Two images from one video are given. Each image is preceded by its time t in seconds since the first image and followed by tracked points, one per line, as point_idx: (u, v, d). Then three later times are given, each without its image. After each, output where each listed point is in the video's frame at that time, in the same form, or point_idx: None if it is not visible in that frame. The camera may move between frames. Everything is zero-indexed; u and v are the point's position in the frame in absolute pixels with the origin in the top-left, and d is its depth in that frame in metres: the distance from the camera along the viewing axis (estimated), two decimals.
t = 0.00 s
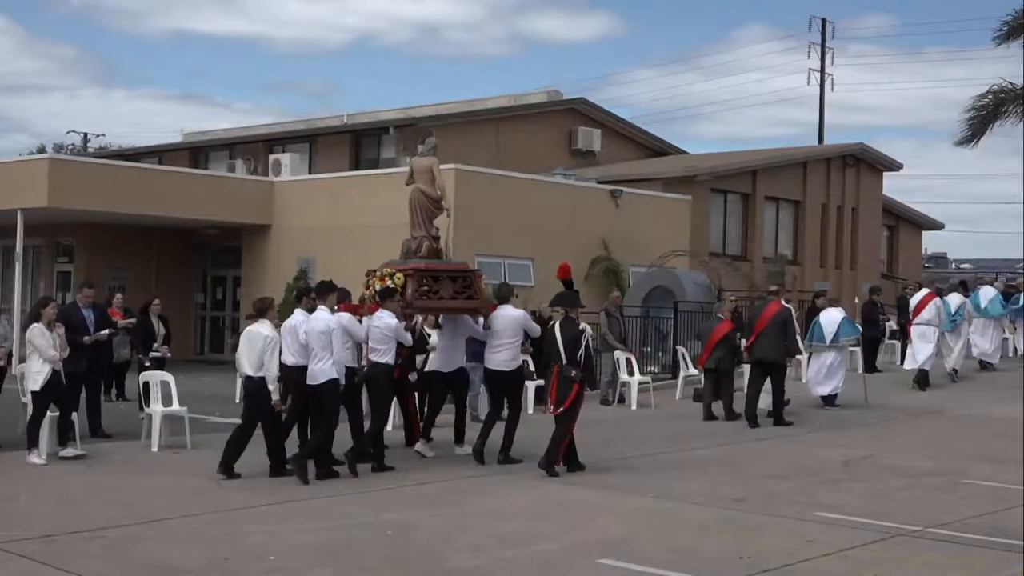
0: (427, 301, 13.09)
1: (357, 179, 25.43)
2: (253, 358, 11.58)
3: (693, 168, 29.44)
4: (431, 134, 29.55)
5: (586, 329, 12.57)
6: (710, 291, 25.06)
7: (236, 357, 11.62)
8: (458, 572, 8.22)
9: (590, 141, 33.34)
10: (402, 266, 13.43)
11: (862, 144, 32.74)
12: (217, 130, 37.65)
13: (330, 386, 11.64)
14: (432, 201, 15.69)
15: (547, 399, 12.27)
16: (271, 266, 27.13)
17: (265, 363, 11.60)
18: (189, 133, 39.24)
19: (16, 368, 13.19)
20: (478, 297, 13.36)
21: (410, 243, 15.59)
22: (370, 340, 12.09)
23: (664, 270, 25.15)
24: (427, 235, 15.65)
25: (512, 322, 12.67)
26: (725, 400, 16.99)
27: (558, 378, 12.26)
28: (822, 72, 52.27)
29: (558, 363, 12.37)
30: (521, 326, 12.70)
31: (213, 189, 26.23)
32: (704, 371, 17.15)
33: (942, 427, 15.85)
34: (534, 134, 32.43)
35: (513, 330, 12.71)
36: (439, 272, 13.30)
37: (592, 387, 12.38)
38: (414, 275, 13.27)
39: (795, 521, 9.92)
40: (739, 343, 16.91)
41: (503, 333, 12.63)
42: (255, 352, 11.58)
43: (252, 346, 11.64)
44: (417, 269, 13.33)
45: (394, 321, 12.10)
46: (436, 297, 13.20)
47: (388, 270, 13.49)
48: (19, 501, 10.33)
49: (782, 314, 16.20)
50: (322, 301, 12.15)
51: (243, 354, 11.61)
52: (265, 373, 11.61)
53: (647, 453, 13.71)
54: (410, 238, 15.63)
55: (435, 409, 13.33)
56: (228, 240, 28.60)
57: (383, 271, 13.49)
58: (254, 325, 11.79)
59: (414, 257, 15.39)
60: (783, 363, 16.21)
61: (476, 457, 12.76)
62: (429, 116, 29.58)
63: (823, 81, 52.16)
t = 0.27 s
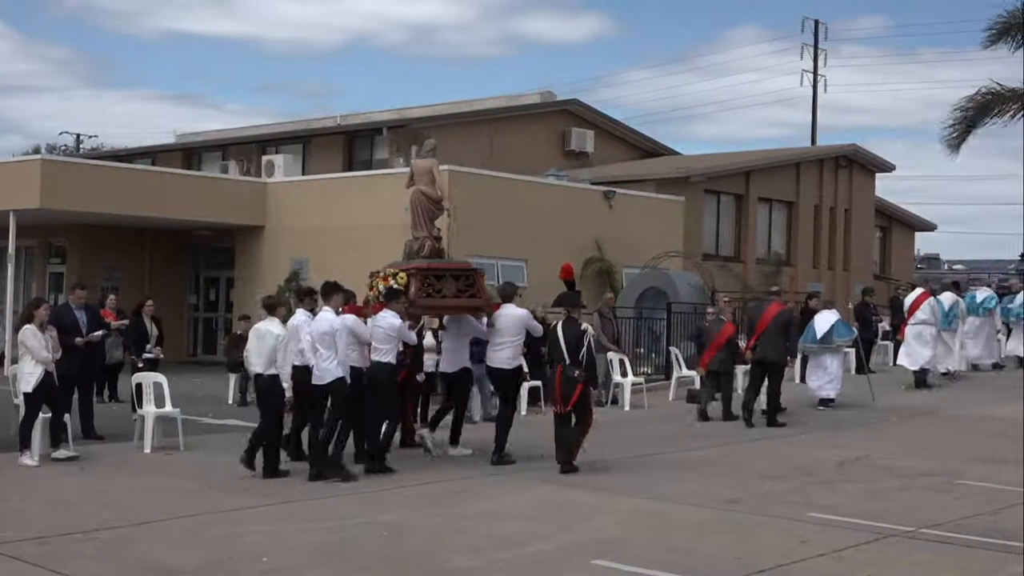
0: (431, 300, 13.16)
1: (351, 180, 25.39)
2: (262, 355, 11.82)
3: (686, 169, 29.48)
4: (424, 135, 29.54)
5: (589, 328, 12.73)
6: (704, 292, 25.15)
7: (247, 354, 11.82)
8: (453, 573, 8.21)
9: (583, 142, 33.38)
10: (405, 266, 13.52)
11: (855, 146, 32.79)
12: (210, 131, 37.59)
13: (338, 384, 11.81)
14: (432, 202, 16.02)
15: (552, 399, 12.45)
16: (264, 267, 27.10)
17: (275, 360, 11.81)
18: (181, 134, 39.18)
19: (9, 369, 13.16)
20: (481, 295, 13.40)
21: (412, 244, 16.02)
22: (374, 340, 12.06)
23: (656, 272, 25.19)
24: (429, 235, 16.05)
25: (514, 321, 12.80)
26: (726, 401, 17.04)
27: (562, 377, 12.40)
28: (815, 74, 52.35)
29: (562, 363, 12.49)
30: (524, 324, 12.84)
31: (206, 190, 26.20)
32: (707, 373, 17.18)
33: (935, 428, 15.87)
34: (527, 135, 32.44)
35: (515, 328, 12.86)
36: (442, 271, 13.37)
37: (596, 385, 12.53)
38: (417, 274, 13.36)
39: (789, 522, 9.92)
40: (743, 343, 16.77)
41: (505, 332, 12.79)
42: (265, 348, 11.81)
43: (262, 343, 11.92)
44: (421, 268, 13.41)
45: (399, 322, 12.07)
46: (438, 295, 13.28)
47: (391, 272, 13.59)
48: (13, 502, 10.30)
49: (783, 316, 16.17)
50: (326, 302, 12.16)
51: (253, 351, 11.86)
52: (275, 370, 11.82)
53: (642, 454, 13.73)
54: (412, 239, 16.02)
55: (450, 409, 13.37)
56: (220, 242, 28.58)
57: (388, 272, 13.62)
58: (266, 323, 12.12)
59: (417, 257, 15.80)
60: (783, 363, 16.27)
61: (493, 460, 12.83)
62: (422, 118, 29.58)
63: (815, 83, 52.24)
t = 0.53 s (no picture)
0: (430, 303, 13.32)
1: (339, 181, 25.34)
2: (265, 357, 11.66)
3: (673, 170, 29.52)
4: (410, 136, 29.50)
5: (587, 328, 12.70)
6: (690, 294, 25.27)
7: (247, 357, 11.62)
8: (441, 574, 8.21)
9: (570, 144, 33.40)
10: (402, 269, 13.64)
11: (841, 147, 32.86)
12: (196, 132, 37.50)
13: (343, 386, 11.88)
14: (432, 206, 15.94)
15: (548, 398, 12.42)
16: (251, 267, 27.06)
17: (278, 363, 11.68)
18: (167, 136, 39.08)
19: None
20: (478, 298, 13.61)
21: (411, 248, 15.73)
22: (373, 342, 12.10)
23: (643, 273, 25.22)
24: (428, 239, 15.81)
25: (511, 325, 12.85)
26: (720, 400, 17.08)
27: (559, 378, 12.38)
28: (801, 75, 52.47)
29: (560, 363, 12.46)
30: (521, 328, 12.89)
31: (193, 191, 26.15)
32: (700, 372, 17.13)
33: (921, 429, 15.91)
34: (514, 136, 32.44)
35: (512, 331, 12.89)
36: (440, 275, 13.56)
37: (593, 385, 12.52)
38: (415, 277, 13.49)
39: (775, 522, 9.93)
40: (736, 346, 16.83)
41: (502, 335, 12.82)
42: (268, 351, 11.65)
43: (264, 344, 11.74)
44: (419, 272, 13.57)
45: (397, 324, 12.12)
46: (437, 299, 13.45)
47: (389, 274, 13.68)
48: None
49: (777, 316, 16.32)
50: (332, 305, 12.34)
51: (255, 353, 11.69)
52: (279, 372, 11.68)
53: (628, 455, 13.73)
54: (411, 241, 15.81)
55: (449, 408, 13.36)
56: (207, 243, 28.52)
57: (385, 275, 13.66)
58: (267, 324, 11.88)
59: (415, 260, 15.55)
60: (775, 363, 16.29)
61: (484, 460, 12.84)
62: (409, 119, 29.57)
63: (802, 85, 52.38)
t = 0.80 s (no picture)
0: (425, 307, 13.28)
1: (322, 182, 25.29)
2: (263, 356, 11.80)
3: (656, 171, 29.55)
4: (393, 137, 29.45)
5: (586, 328, 12.86)
6: (673, 294, 25.32)
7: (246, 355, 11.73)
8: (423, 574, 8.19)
9: (553, 145, 33.41)
10: (397, 271, 13.63)
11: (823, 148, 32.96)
12: (178, 133, 37.39)
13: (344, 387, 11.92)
14: (427, 207, 16.19)
15: (546, 397, 12.62)
16: (234, 268, 27.00)
17: (276, 362, 11.80)
18: (149, 137, 38.94)
19: None
20: (473, 301, 13.70)
21: (407, 249, 15.94)
22: (369, 343, 12.33)
23: (626, 274, 25.28)
24: (424, 241, 16.07)
25: (507, 324, 13.03)
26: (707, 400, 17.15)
27: (559, 378, 12.58)
28: (783, 77, 52.60)
29: (558, 364, 12.63)
30: (516, 328, 13.08)
31: (176, 192, 26.07)
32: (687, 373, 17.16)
33: (902, 430, 15.95)
34: (497, 137, 32.44)
35: (506, 331, 13.09)
36: (435, 278, 13.56)
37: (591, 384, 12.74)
38: (411, 280, 13.46)
39: (757, 523, 9.95)
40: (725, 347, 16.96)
41: (497, 336, 13.01)
42: (265, 349, 11.81)
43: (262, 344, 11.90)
44: (415, 274, 13.54)
45: (394, 326, 12.36)
46: (433, 302, 13.44)
47: (384, 276, 13.67)
48: None
49: (762, 318, 16.37)
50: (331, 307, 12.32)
51: (253, 352, 11.82)
52: (276, 371, 11.80)
53: (611, 456, 13.74)
54: (407, 243, 16.02)
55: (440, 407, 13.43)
56: (189, 244, 28.43)
57: (380, 277, 13.66)
58: (262, 326, 12.05)
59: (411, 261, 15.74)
60: (760, 364, 16.35)
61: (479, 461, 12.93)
62: (392, 119, 29.54)
63: (784, 86, 52.50)
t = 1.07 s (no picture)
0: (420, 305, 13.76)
1: (309, 182, 25.23)
2: (260, 356, 12.04)
3: (643, 172, 29.59)
4: (380, 137, 29.43)
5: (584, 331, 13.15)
6: (660, 294, 25.37)
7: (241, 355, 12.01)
8: None
9: (540, 145, 33.43)
10: (395, 273, 14.44)
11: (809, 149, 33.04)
12: (163, 133, 37.27)
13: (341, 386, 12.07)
14: (422, 207, 16.55)
15: (546, 397, 12.76)
16: (220, 269, 26.95)
17: (271, 362, 12.06)
18: (135, 137, 38.82)
19: None
20: (468, 300, 14.09)
21: (402, 249, 16.33)
22: (366, 342, 12.43)
23: (614, 274, 25.33)
24: (419, 241, 16.42)
25: (502, 324, 13.17)
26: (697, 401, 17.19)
27: (558, 377, 12.75)
28: (770, 78, 52.68)
29: (558, 364, 12.85)
30: (509, 328, 13.22)
31: (162, 193, 26.01)
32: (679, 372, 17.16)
33: (888, 430, 16.00)
34: (485, 138, 32.44)
35: (500, 331, 13.21)
36: (431, 278, 14.19)
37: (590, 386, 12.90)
38: (407, 279, 14.22)
39: (743, 523, 9.97)
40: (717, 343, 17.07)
41: (491, 335, 13.11)
42: (261, 350, 12.02)
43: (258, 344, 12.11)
44: (411, 274, 14.30)
45: (390, 325, 12.50)
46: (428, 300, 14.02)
47: (383, 275, 14.54)
48: None
49: (751, 317, 16.38)
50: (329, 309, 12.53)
51: (250, 351, 12.05)
52: (272, 370, 12.09)
53: (598, 456, 13.77)
54: (402, 243, 16.39)
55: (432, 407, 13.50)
56: (176, 245, 28.37)
57: (380, 277, 14.49)
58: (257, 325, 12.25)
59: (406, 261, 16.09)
60: (752, 363, 16.42)
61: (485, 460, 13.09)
62: (379, 120, 29.52)
63: (771, 87, 52.58)
